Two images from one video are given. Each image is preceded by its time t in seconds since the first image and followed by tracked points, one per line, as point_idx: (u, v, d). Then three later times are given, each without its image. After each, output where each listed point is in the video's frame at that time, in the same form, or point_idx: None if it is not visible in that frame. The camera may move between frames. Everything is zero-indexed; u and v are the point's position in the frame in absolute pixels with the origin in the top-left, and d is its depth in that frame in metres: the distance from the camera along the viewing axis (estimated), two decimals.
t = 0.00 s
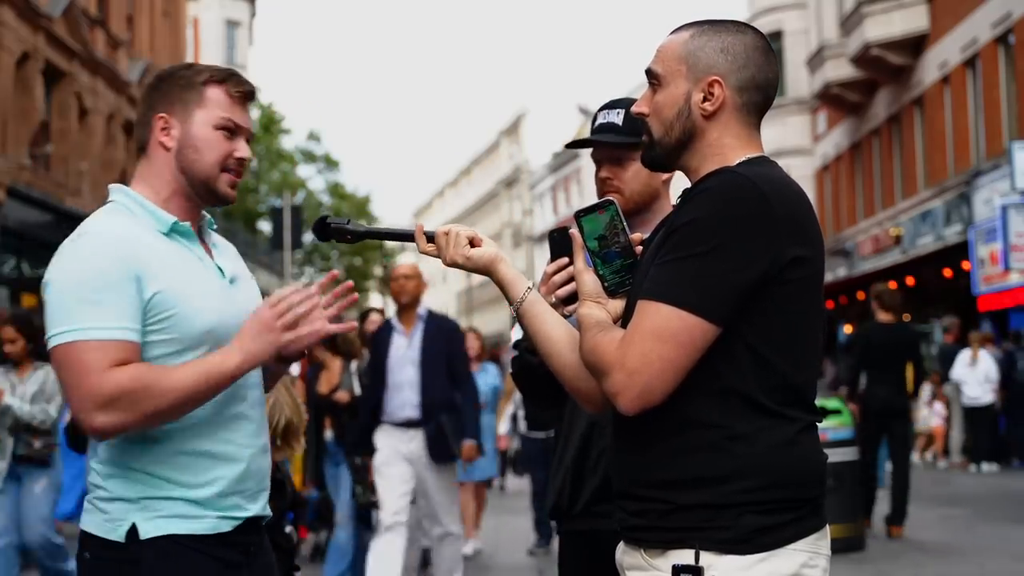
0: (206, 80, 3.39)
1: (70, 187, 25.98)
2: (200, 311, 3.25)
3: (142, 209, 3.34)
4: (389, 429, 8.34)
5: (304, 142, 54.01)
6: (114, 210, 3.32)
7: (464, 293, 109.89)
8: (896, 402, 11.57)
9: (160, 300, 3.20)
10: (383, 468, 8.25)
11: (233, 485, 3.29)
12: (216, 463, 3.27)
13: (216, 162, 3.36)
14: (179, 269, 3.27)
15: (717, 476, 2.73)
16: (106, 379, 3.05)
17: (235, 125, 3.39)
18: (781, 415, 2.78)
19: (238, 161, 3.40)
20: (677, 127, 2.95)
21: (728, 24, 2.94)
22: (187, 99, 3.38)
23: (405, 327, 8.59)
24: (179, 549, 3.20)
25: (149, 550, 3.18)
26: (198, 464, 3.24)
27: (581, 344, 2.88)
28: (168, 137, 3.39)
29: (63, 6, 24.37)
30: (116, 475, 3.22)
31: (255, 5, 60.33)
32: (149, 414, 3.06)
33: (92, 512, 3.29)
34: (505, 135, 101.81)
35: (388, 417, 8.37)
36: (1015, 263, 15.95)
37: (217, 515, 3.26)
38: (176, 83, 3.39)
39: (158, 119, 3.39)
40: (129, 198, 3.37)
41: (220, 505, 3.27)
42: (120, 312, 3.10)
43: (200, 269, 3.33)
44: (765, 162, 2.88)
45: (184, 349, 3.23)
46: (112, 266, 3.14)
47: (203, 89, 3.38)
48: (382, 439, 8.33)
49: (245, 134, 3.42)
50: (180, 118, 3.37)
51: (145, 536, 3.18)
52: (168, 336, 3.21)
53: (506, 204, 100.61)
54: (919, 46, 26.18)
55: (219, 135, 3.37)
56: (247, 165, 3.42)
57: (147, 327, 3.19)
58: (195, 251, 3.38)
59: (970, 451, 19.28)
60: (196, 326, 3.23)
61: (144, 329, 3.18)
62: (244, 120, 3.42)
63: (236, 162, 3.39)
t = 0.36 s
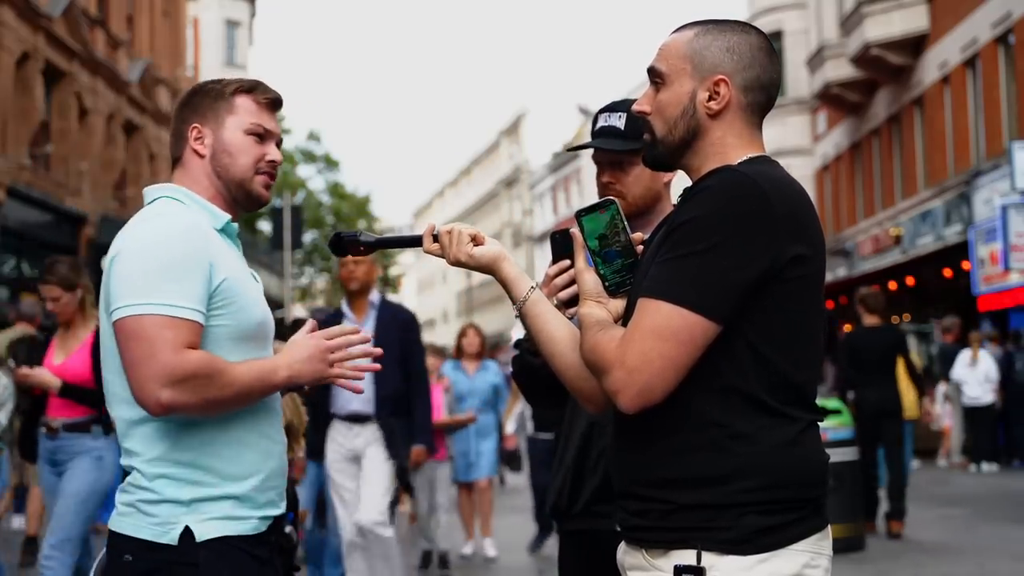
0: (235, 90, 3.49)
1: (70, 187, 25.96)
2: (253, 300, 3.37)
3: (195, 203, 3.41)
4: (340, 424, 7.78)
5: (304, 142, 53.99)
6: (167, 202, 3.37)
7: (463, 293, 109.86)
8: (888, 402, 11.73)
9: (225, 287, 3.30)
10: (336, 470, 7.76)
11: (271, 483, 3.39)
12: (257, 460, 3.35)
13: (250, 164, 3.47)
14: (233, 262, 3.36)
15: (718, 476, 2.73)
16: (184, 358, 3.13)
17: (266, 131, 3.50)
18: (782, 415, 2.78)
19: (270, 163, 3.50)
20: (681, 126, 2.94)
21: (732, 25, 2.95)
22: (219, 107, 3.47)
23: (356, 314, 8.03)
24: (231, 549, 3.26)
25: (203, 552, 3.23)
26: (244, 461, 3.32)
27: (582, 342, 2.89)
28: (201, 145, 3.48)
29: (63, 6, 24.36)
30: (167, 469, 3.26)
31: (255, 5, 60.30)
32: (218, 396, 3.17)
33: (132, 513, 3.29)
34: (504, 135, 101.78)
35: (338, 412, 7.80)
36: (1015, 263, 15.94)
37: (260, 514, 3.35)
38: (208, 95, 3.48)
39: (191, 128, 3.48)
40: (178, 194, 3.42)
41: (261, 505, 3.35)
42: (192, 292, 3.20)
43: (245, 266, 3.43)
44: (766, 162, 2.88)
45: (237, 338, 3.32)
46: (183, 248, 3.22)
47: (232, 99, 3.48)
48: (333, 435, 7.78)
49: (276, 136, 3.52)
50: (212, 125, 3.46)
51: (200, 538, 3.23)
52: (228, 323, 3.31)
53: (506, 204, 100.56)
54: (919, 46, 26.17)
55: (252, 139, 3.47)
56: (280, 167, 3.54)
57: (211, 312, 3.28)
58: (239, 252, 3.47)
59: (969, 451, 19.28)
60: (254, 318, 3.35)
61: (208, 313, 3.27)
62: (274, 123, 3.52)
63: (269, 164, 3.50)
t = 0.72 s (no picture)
0: (226, 91, 3.47)
1: (70, 187, 25.98)
2: (269, 295, 3.40)
3: (201, 198, 3.41)
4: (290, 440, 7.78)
5: (304, 142, 53.98)
6: (182, 199, 3.37)
7: (463, 292, 109.82)
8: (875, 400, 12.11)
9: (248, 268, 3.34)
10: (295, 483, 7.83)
11: (282, 483, 3.41)
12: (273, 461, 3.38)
13: (246, 163, 3.46)
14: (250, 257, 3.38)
15: (718, 477, 2.73)
16: (225, 332, 3.14)
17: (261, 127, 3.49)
18: (783, 414, 2.78)
19: (268, 156, 3.49)
20: (675, 126, 2.95)
21: (728, 25, 2.95)
22: (211, 109, 3.46)
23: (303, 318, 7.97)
24: (240, 551, 3.28)
25: (215, 552, 3.24)
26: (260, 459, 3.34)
27: (582, 343, 2.89)
28: (198, 148, 3.48)
29: (63, 6, 24.35)
30: (186, 463, 3.25)
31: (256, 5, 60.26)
32: (261, 355, 3.18)
33: (144, 513, 3.27)
34: (504, 135, 101.77)
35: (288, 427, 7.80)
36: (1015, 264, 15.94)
37: (269, 516, 3.36)
38: (201, 99, 3.48)
39: (187, 134, 3.48)
40: (184, 194, 3.42)
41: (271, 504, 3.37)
42: (225, 274, 3.21)
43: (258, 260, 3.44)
44: (764, 162, 2.87)
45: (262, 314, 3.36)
46: (208, 237, 3.24)
47: (223, 100, 3.46)
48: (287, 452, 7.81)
49: (271, 132, 3.51)
50: (206, 129, 3.46)
51: (212, 538, 3.24)
52: (254, 299, 3.34)
53: (506, 204, 100.55)
54: (919, 46, 26.17)
55: (246, 137, 3.46)
56: (278, 162, 3.53)
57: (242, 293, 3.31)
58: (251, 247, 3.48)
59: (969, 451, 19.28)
60: (273, 302, 3.41)
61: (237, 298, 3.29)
62: (269, 120, 3.50)
63: (267, 157, 3.49)
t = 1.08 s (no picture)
0: (228, 93, 3.48)
1: (70, 187, 26.00)
2: (257, 290, 3.38)
3: (195, 196, 3.41)
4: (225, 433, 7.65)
5: (304, 142, 53.98)
6: (179, 196, 3.40)
7: (463, 293, 109.78)
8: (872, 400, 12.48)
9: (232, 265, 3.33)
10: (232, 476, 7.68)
11: (281, 479, 3.40)
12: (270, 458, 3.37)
13: (254, 165, 3.46)
14: (240, 256, 3.38)
15: (712, 476, 2.73)
16: (209, 316, 3.12)
17: (262, 127, 3.48)
18: (779, 414, 2.78)
19: (272, 153, 3.49)
20: (662, 128, 2.97)
21: (709, 25, 2.94)
22: (209, 110, 3.47)
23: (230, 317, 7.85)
24: (236, 550, 3.26)
25: (212, 552, 3.23)
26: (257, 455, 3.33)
27: (577, 344, 2.89)
28: (201, 147, 3.48)
29: (63, 6, 24.38)
30: (181, 461, 3.26)
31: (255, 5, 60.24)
32: (251, 345, 3.15)
33: (144, 513, 3.28)
34: (505, 135, 101.76)
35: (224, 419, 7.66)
36: (1015, 264, 15.95)
37: (269, 514, 3.35)
38: (202, 103, 3.49)
39: (191, 134, 3.49)
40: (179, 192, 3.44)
41: (269, 501, 3.35)
42: (211, 262, 3.21)
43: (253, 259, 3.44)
44: (757, 162, 2.88)
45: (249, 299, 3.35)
46: (197, 232, 3.24)
47: (226, 102, 3.47)
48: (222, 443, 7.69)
49: (274, 132, 3.50)
50: (210, 128, 3.46)
51: (207, 538, 3.23)
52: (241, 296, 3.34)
53: (506, 204, 100.51)
54: (919, 46, 26.17)
55: (248, 137, 3.46)
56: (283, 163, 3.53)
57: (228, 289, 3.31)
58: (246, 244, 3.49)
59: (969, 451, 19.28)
60: (263, 298, 3.39)
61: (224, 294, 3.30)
62: (272, 119, 3.51)
63: (271, 154, 3.48)
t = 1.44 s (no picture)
0: (237, 91, 3.48)
1: (70, 186, 26.00)
2: (235, 295, 3.35)
3: (188, 202, 3.44)
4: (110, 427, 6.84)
5: (304, 142, 53.98)
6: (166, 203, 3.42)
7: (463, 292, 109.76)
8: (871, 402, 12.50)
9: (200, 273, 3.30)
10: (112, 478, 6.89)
11: (262, 481, 3.36)
12: (246, 463, 3.33)
13: (260, 174, 3.46)
14: (220, 261, 3.36)
15: (708, 475, 2.73)
16: (142, 332, 3.07)
17: (269, 131, 3.47)
18: (774, 414, 2.78)
19: (279, 160, 3.48)
20: (652, 130, 2.99)
21: (694, 27, 2.96)
22: (219, 111, 3.46)
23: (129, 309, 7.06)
24: (213, 547, 3.25)
25: (184, 550, 3.22)
26: (234, 457, 3.31)
27: (572, 348, 2.89)
28: (208, 148, 3.48)
29: (63, 6, 24.39)
30: (155, 463, 3.29)
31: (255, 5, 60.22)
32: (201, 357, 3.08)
33: (127, 514, 3.33)
34: (505, 135, 101.75)
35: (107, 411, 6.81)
36: (1015, 264, 15.94)
37: (249, 513, 3.32)
38: (209, 98, 3.49)
39: (197, 132, 3.48)
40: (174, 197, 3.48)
41: (249, 501, 3.33)
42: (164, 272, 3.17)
43: (241, 262, 3.44)
44: (747, 162, 2.87)
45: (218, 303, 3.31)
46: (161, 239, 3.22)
47: (235, 99, 3.47)
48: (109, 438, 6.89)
49: (280, 136, 3.50)
50: (217, 129, 3.46)
51: (178, 536, 3.23)
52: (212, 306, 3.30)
53: (506, 204, 100.48)
54: (919, 46, 26.18)
55: (256, 143, 3.45)
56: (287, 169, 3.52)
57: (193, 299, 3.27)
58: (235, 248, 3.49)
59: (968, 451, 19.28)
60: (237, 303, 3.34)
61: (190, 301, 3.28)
62: (279, 123, 3.50)
63: (277, 162, 3.48)
